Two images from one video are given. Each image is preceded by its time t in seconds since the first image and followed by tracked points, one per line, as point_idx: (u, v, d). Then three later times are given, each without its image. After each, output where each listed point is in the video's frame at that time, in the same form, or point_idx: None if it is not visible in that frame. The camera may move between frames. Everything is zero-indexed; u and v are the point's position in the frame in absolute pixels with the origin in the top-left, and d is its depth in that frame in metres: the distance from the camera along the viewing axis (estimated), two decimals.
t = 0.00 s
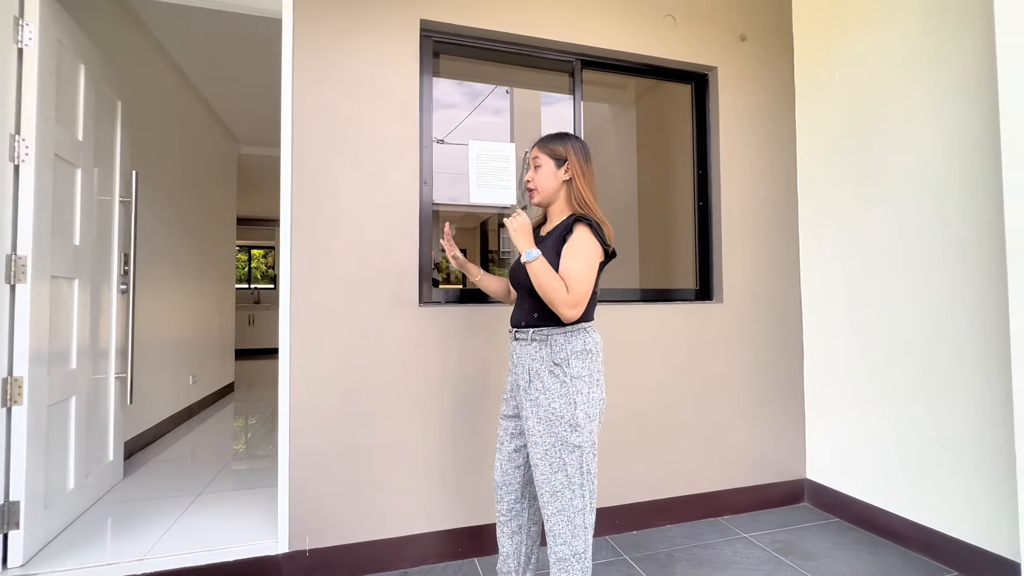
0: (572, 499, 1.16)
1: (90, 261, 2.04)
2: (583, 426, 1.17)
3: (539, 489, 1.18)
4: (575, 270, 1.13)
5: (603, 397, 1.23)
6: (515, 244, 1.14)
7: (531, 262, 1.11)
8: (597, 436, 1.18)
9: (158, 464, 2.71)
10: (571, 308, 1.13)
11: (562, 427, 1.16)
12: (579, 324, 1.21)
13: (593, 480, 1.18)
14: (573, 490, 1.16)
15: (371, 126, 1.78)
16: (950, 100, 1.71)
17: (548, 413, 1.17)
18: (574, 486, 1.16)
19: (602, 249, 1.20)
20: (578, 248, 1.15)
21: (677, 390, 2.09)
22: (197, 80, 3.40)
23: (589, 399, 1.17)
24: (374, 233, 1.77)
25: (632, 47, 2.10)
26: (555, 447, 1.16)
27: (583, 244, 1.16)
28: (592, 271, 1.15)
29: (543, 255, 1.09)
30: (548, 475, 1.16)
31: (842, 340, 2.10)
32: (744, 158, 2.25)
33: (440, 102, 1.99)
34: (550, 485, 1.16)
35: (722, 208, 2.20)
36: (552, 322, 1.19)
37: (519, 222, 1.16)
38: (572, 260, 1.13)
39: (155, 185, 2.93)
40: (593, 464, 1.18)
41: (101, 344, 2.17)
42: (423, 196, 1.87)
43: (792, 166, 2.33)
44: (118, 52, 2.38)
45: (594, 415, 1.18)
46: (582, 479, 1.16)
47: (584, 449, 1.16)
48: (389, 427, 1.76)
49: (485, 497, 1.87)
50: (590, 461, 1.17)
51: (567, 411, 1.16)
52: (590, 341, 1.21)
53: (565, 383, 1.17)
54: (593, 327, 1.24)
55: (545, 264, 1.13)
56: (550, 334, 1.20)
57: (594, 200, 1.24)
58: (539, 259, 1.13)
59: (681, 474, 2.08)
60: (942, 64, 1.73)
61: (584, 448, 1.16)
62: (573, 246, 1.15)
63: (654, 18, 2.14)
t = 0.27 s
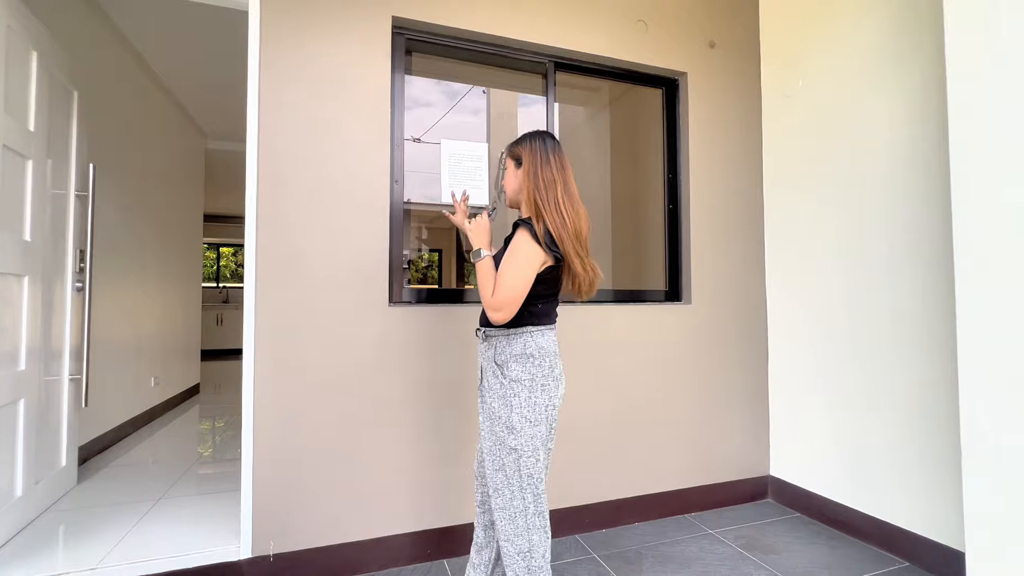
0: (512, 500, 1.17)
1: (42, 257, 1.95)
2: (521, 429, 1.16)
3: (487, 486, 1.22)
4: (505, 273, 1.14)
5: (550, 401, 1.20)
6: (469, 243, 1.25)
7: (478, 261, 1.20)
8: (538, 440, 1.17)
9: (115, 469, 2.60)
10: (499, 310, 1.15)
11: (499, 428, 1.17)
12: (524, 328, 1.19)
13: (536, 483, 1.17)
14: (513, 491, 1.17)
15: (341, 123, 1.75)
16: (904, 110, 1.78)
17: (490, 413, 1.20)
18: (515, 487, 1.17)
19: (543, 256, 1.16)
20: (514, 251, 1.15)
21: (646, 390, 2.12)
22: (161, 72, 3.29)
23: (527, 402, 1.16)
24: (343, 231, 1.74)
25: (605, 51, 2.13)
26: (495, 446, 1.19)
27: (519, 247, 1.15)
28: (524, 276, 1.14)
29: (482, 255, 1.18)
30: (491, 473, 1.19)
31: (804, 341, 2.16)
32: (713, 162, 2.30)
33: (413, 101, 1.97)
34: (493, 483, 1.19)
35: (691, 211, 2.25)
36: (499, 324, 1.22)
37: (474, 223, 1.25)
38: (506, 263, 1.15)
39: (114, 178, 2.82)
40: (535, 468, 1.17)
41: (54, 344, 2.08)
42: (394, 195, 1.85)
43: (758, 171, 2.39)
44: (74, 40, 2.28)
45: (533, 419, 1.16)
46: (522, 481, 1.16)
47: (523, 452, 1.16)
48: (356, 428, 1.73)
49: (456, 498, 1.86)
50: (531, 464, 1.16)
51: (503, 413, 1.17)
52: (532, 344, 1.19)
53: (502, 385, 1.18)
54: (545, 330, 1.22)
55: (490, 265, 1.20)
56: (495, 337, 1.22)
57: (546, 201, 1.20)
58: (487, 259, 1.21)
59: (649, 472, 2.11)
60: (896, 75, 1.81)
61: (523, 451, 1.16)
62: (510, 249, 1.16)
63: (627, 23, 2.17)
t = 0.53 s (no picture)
0: (476, 498, 1.18)
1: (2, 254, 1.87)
2: (481, 430, 1.16)
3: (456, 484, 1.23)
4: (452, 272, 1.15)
5: (510, 401, 1.19)
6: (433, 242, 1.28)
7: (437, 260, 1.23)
8: (498, 440, 1.17)
9: (81, 473, 2.53)
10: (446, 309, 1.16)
11: (460, 429, 1.18)
12: (480, 329, 1.20)
13: (499, 483, 1.17)
14: (477, 490, 1.17)
15: (317, 120, 1.73)
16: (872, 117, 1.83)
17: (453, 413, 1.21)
18: (479, 486, 1.17)
19: (490, 257, 1.15)
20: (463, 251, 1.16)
21: (623, 389, 2.14)
22: (132, 63, 3.20)
23: (485, 403, 1.16)
24: (318, 230, 1.72)
25: (585, 53, 2.14)
26: (459, 446, 1.20)
27: (467, 247, 1.15)
28: (469, 276, 1.14)
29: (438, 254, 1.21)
30: (457, 472, 1.20)
31: (777, 341, 2.21)
32: (690, 165, 2.33)
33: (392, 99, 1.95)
34: (460, 482, 1.20)
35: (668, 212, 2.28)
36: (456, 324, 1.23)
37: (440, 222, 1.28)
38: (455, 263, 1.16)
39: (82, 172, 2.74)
40: (497, 468, 1.17)
41: (15, 343, 2.00)
42: (370, 193, 1.83)
43: (733, 175, 2.43)
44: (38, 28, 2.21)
45: (491, 420, 1.16)
46: (485, 480, 1.17)
47: (483, 453, 1.16)
48: (330, 429, 1.71)
49: (432, 498, 1.85)
50: (493, 464, 1.16)
51: (463, 414, 1.18)
52: (489, 345, 1.19)
53: (461, 386, 1.19)
54: (505, 331, 1.21)
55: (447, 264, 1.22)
56: (457, 338, 1.24)
57: (500, 202, 1.20)
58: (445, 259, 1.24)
59: (626, 471, 2.13)
60: (864, 83, 1.86)
61: (483, 451, 1.16)
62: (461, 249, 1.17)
63: (606, 26, 2.19)
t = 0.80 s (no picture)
0: (455, 496, 1.18)
1: None
2: (456, 428, 1.16)
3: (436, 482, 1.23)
4: (423, 268, 1.16)
5: (485, 399, 1.18)
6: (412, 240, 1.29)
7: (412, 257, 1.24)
8: (473, 438, 1.17)
9: (59, 473, 2.48)
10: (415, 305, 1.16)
11: (437, 427, 1.19)
12: (455, 328, 1.20)
13: (476, 480, 1.17)
14: (455, 488, 1.17)
15: (302, 117, 1.71)
16: (852, 120, 1.86)
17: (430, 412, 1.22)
18: (456, 485, 1.18)
19: (459, 254, 1.15)
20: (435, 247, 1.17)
21: (608, 388, 2.15)
22: (114, 57, 3.15)
23: (460, 402, 1.16)
24: (301, 227, 1.70)
25: (572, 53, 2.15)
26: (437, 444, 1.20)
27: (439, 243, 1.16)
28: (438, 272, 1.14)
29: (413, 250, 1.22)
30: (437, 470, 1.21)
31: (759, 340, 2.24)
32: (675, 166, 2.35)
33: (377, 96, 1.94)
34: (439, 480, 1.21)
35: (653, 212, 2.29)
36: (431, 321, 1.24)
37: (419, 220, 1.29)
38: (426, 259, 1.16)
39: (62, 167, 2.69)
40: (473, 466, 1.17)
41: None
42: (355, 191, 1.83)
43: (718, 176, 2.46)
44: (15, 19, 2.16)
45: (466, 418, 1.16)
46: (462, 479, 1.17)
47: (460, 451, 1.16)
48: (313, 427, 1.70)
49: (416, 496, 1.85)
50: (470, 463, 1.16)
51: (439, 413, 1.18)
52: (463, 344, 1.19)
53: (437, 385, 1.19)
54: (480, 329, 1.21)
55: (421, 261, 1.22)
56: (435, 337, 1.24)
57: (474, 202, 1.20)
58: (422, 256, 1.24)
59: (610, 469, 2.15)
60: (845, 87, 1.89)
61: (460, 449, 1.16)
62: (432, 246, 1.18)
63: (593, 26, 2.20)
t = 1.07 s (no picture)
0: (453, 495, 1.18)
1: None
2: (459, 427, 1.16)
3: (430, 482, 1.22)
4: (442, 268, 1.16)
5: (487, 398, 1.19)
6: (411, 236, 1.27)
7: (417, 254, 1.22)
8: (475, 437, 1.17)
9: (50, 472, 2.47)
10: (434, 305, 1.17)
11: (437, 425, 1.17)
12: (461, 326, 1.19)
13: (476, 479, 1.18)
14: (454, 487, 1.17)
15: (295, 115, 1.71)
16: (844, 122, 1.88)
17: (428, 410, 1.20)
18: (455, 484, 1.17)
19: (480, 255, 1.18)
20: (454, 248, 1.17)
21: (601, 387, 2.16)
22: (109, 55, 3.14)
23: (464, 400, 1.16)
24: (295, 226, 1.70)
25: (567, 54, 2.16)
26: (435, 443, 1.19)
27: (460, 244, 1.17)
28: (461, 272, 1.16)
29: (422, 249, 1.20)
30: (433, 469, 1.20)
31: (751, 340, 2.25)
32: (669, 166, 2.36)
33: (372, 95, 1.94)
34: (435, 479, 1.20)
35: (647, 212, 2.30)
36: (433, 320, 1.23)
37: (418, 215, 1.27)
38: (444, 259, 1.16)
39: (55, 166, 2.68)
40: (473, 465, 1.17)
41: None
42: (349, 190, 1.82)
43: (712, 177, 2.47)
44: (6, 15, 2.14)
45: (469, 417, 1.16)
46: (462, 477, 1.17)
47: (462, 449, 1.16)
48: (307, 426, 1.70)
49: (410, 495, 1.85)
50: (470, 461, 1.17)
51: (441, 410, 1.17)
52: (468, 342, 1.19)
53: (439, 383, 1.18)
54: (482, 328, 1.21)
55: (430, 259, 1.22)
56: (434, 334, 1.22)
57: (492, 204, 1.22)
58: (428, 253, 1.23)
59: (604, 468, 2.15)
60: (837, 88, 1.90)
61: (462, 448, 1.16)
62: (450, 246, 1.18)
63: (588, 27, 2.20)
